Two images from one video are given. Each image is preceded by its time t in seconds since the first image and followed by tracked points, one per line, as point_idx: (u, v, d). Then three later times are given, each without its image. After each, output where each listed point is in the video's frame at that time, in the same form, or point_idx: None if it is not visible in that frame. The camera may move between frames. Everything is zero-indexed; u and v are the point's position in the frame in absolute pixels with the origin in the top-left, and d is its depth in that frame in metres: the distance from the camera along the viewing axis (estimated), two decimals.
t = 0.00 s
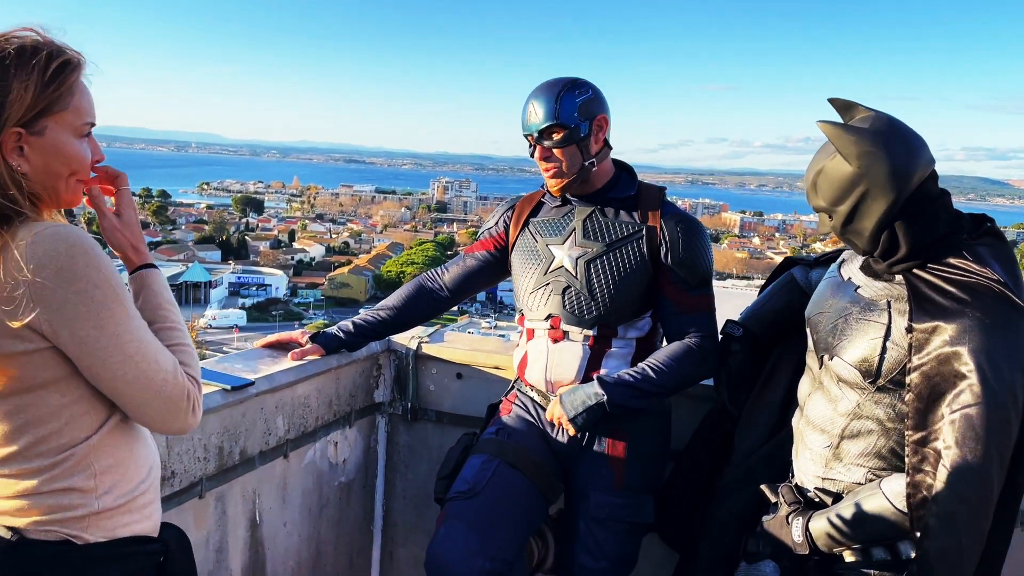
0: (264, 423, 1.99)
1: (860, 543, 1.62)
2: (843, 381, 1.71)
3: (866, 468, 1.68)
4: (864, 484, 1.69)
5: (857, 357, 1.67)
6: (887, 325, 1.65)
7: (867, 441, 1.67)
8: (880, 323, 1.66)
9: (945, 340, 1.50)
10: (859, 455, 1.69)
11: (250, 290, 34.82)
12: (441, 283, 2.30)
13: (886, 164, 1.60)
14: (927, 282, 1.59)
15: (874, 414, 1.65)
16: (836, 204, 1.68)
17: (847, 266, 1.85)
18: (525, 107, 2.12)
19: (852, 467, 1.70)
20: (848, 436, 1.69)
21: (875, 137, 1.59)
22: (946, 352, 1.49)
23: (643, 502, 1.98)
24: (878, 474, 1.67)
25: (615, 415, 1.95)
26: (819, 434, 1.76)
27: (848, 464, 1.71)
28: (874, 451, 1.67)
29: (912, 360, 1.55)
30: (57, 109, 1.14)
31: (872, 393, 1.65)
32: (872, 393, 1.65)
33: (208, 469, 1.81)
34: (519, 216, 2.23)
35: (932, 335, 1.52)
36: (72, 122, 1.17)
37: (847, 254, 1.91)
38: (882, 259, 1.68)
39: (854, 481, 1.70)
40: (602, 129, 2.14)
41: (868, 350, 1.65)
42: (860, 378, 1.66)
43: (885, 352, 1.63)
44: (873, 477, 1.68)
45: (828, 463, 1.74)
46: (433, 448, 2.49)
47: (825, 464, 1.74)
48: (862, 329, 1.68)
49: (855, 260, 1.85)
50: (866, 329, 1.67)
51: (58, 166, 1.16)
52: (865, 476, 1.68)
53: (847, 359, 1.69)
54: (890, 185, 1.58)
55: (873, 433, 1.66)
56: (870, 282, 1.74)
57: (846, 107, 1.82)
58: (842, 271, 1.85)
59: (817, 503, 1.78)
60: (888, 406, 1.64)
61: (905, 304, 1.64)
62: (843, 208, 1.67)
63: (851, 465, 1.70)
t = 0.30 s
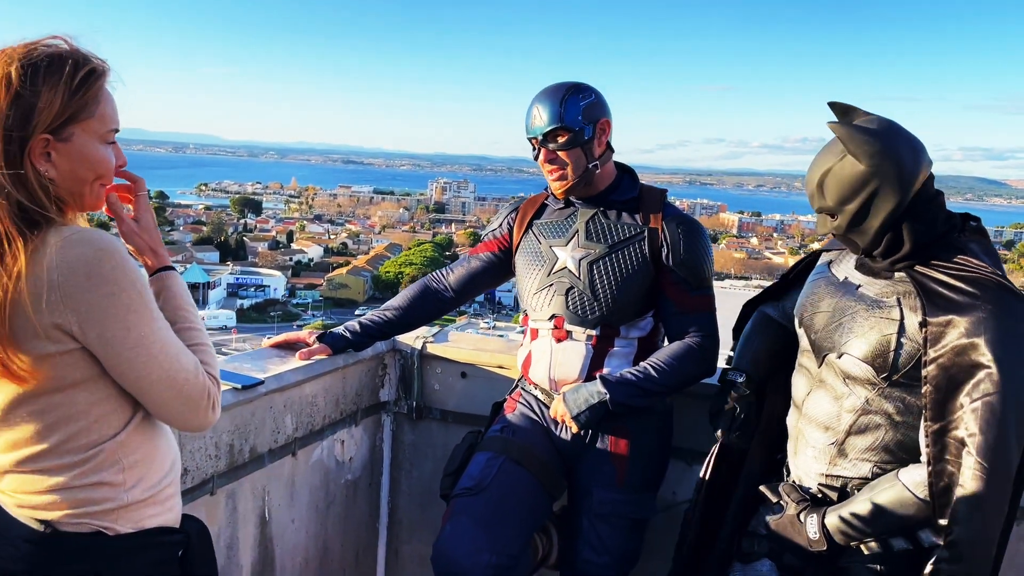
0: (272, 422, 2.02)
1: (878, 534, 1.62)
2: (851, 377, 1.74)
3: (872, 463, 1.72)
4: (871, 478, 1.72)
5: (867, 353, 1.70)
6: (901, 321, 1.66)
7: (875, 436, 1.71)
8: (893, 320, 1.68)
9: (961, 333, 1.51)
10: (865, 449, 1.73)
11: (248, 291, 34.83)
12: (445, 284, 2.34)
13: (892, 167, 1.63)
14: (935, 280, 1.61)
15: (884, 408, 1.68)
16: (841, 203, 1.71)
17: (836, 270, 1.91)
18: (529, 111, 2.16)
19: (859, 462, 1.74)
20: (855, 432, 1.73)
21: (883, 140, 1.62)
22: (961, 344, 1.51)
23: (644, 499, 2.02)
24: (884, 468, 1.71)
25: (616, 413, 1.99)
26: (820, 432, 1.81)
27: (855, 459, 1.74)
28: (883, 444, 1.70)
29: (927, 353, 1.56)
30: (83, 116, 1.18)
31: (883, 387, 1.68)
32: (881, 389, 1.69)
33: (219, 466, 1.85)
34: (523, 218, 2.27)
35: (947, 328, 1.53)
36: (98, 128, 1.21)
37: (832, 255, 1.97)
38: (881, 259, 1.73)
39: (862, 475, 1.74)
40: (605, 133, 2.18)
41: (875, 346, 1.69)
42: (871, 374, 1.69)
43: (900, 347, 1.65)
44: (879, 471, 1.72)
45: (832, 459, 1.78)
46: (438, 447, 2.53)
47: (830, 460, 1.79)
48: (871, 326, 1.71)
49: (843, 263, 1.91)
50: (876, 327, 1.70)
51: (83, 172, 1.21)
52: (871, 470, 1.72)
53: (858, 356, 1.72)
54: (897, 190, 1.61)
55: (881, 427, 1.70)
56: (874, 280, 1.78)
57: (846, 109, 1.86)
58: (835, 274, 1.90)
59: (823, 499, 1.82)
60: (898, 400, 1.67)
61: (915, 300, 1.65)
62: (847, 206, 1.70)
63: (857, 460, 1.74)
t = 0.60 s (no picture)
0: (285, 418, 2.06)
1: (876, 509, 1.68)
2: (837, 361, 1.80)
3: (860, 443, 1.78)
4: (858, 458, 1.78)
5: (851, 335, 1.77)
6: (880, 301, 1.75)
7: (862, 417, 1.77)
8: (872, 300, 1.76)
9: (937, 304, 1.63)
10: (853, 431, 1.79)
11: (245, 292, 34.81)
12: (452, 283, 2.39)
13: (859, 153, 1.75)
14: (910, 261, 1.73)
15: (869, 387, 1.76)
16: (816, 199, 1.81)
17: (811, 264, 1.96)
18: (533, 113, 2.19)
19: (848, 444, 1.79)
20: (844, 414, 1.79)
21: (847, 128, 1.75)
22: (938, 316, 1.62)
23: (649, 492, 2.07)
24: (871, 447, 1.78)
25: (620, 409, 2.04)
26: (808, 418, 1.86)
27: (844, 441, 1.80)
28: (870, 424, 1.77)
29: (908, 328, 1.67)
30: (110, 118, 1.22)
31: (868, 368, 1.76)
32: (866, 369, 1.76)
33: (234, 461, 1.89)
34: (528, 218, 2.31)
35: (924, 302, 1.65)
36: (124, 129, 1.25)
37: (803, 252, 2.03)
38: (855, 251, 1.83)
39: (847, 457, 1.80)
40: (608, 135, 2.23)
41: (861, 329, 1.76)
42: (857, 354, 1.76)
43: (882, 326, 1.74)
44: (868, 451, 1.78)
45: (823, 444, 1.83)
46: (444, 442, 2.57)
47: (820, 445, 1.83)
48: (851, 310, 1.79)
49: (816, 258, 1.97)
50: (857, 310, 1.78)
51: (115, 171, 1.25)
52: (859, 451, 1.78)
53: (843, 339, 1.78)
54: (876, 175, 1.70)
55: (867, 408, 1.77)
56: (849, 269, 1.85)
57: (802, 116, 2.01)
58: (810, 267, 1.95)
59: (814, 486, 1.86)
60: (881, 378, 1.75)
61: (893, 281, 1.75)
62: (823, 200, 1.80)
63: (846, 442, 1.80)
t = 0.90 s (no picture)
0: (295, 413, 2.11)
1: (850, 476, 1.77)
2: (808, 344, 1.90)
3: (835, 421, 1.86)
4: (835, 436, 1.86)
5: (820, 317, 1.87)
6: (842, 283, 1.88)
7: (836, 397, 1.86)
8: (836, 284, 1.88)
9: (892, 280, 1.77)
10: (829, 410, 1.87)
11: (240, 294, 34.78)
12: (456, 282, 2.44)
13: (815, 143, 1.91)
14: (870, 245, 1.86)
15: (840, 366, 1.85)
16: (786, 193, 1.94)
17: (780, 259, 2.09)
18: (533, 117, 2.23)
19: (824, 423, 1.88)
20: (819, 395, 1.88)
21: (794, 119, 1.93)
22: (893, 289, 1.76)
23: (650, 483, 2.12)
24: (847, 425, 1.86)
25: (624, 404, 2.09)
26: (787, 402, 1.94)
27: (821, 421, 1.88)
28: (843, 403, 1.85)
29: (869, 305, 1.79)
30: (130, 119, 1.26)
31: (838, 347, 1.86)
32: (836, 349, 1.86)
33: (247, 454, 1.94)
34: (529, 217, 2.37)
35: (881, 279, 1.79)
36: (143, 128, 1.29)
37: (774, 250, 2.15)
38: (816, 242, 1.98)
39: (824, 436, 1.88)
40: (606, 138, 2.28)
41: (828, 311, 1.87)
42: (825, 335, 1.86)
43: (846, 306, 1.85)
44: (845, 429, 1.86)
45: (802, 425, 1.91)
46: (448, 437, 2.62)
47: (800, 426, 1.91)
48: (819, 295, 1.90)
49: (784, 254, 2.09)
50: (823, 294, 1.89)
51: (141, 169, 1.29)
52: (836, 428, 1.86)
53: (812, 322, 1.89)
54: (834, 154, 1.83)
55: (840, 387, 1.85)
56: (814, 259, 1.98)
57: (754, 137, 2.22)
58: (779, 262, 2.08)
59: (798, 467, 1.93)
60: (851, 357, 1.84)
61: (854, 265, 1.87)
62: (792, 195, 1.94)
63: (823, 422, 1.88)
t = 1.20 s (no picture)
0: (300, 410, 2.15)
1: (831, 458, 1.81)
2: (790, 333, 1.96)
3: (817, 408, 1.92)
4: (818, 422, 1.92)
5: (801, 307, 1.93)
6: (824, 273, 1.93)
7: (817, 383, 1.91)
8: (817, 274, 1.94)
9: (869, 270, 1.83)
10: (810, 398, 1.92)
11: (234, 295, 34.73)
12: (455, 280, 2.48)
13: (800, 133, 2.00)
14: (849, 237, 1.92)
15: (822, 355, 1.91)
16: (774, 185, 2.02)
17: (762, 253, 2.14)
18: (525, 122, 2.24)
19: (807, 410, 1.93)
20: (801, 383, 1.93)
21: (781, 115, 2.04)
22: (870, 279, 1.82)
23: (649, 477, 2.17)
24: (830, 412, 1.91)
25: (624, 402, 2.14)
26: (771, 391, 2.00)
27: (804, 409, 1.93)
28: (824, 389, 1.91)
29: (847, 293, 1.86)
30: (151, 130, 1.31)
31: (818, 336, 1.91)
32: (817, 338, 1.91)
33: (253, 451, 1.98)
34: (526, 216, 2.41)
35: (858, 269, 1.85)
36: (161, 139, 1.33)
37: (759, 245, 2.19)
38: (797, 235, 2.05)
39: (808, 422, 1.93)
40: (600, 140, 2.32)
41: (809, 302, 1.93)
42: (807, 323, 1.92)
43: (827, 296, 1.91)
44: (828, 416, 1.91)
45: (785, 413, 1.96)
46: (449, 434, 2.66)
47: (783, 414, 1.97)
48: (800, 287, 1.96)
49: (767, 248, 2.14)
50: (806, 285, 1.95)
51: (152, 179, 1.33)
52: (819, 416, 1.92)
53: (794, 311, 1.95)
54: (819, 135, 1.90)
55: (821, 375, 1.91)
56: (796, 252, 2.04)
57: (743, 144, 2.32)
58: (762, 257, 2.13)
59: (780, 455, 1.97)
60: (831, 345, 1.90)
61: (834, 256, 1.93)
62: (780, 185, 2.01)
63: (806, 410, 1.93)
